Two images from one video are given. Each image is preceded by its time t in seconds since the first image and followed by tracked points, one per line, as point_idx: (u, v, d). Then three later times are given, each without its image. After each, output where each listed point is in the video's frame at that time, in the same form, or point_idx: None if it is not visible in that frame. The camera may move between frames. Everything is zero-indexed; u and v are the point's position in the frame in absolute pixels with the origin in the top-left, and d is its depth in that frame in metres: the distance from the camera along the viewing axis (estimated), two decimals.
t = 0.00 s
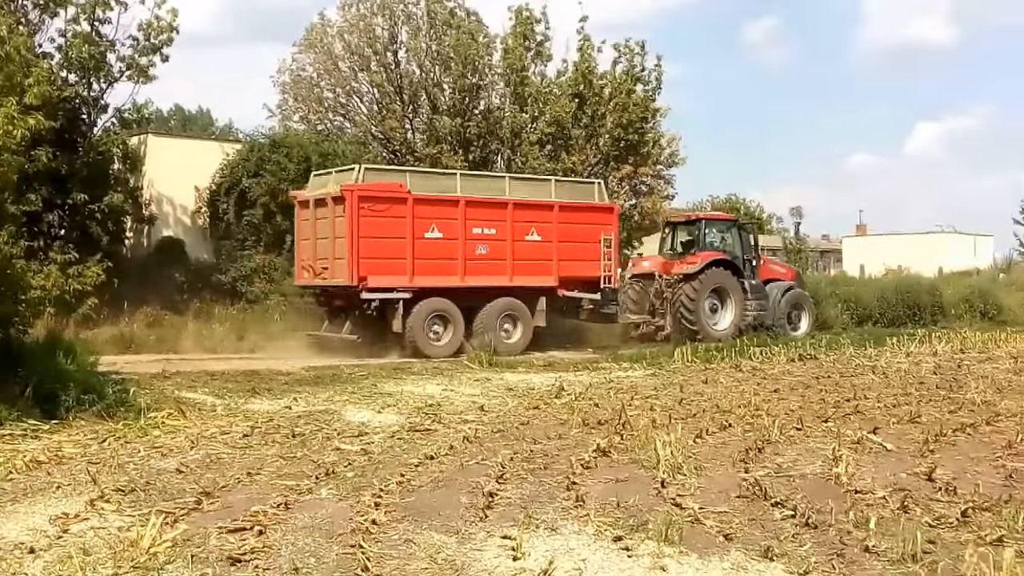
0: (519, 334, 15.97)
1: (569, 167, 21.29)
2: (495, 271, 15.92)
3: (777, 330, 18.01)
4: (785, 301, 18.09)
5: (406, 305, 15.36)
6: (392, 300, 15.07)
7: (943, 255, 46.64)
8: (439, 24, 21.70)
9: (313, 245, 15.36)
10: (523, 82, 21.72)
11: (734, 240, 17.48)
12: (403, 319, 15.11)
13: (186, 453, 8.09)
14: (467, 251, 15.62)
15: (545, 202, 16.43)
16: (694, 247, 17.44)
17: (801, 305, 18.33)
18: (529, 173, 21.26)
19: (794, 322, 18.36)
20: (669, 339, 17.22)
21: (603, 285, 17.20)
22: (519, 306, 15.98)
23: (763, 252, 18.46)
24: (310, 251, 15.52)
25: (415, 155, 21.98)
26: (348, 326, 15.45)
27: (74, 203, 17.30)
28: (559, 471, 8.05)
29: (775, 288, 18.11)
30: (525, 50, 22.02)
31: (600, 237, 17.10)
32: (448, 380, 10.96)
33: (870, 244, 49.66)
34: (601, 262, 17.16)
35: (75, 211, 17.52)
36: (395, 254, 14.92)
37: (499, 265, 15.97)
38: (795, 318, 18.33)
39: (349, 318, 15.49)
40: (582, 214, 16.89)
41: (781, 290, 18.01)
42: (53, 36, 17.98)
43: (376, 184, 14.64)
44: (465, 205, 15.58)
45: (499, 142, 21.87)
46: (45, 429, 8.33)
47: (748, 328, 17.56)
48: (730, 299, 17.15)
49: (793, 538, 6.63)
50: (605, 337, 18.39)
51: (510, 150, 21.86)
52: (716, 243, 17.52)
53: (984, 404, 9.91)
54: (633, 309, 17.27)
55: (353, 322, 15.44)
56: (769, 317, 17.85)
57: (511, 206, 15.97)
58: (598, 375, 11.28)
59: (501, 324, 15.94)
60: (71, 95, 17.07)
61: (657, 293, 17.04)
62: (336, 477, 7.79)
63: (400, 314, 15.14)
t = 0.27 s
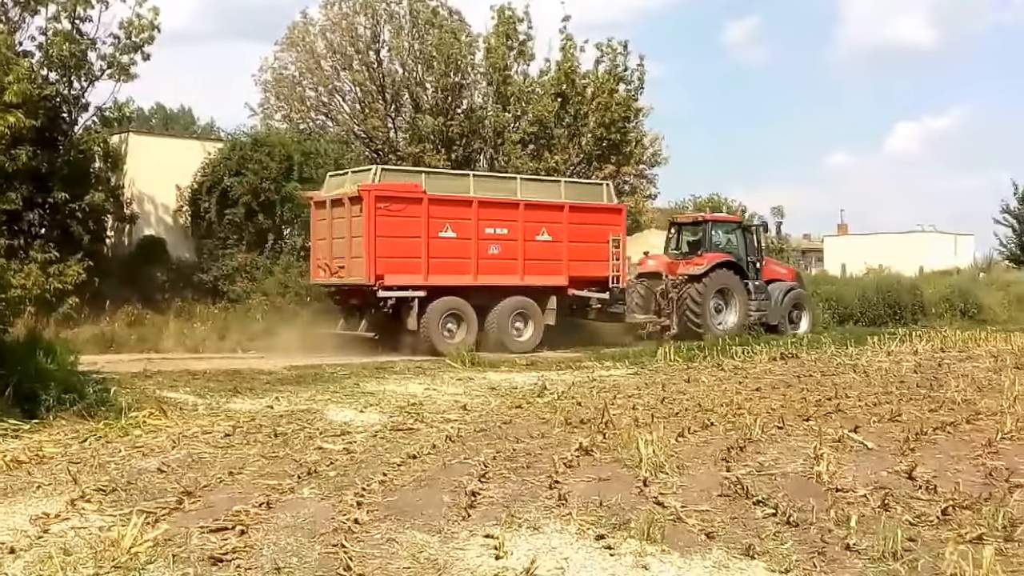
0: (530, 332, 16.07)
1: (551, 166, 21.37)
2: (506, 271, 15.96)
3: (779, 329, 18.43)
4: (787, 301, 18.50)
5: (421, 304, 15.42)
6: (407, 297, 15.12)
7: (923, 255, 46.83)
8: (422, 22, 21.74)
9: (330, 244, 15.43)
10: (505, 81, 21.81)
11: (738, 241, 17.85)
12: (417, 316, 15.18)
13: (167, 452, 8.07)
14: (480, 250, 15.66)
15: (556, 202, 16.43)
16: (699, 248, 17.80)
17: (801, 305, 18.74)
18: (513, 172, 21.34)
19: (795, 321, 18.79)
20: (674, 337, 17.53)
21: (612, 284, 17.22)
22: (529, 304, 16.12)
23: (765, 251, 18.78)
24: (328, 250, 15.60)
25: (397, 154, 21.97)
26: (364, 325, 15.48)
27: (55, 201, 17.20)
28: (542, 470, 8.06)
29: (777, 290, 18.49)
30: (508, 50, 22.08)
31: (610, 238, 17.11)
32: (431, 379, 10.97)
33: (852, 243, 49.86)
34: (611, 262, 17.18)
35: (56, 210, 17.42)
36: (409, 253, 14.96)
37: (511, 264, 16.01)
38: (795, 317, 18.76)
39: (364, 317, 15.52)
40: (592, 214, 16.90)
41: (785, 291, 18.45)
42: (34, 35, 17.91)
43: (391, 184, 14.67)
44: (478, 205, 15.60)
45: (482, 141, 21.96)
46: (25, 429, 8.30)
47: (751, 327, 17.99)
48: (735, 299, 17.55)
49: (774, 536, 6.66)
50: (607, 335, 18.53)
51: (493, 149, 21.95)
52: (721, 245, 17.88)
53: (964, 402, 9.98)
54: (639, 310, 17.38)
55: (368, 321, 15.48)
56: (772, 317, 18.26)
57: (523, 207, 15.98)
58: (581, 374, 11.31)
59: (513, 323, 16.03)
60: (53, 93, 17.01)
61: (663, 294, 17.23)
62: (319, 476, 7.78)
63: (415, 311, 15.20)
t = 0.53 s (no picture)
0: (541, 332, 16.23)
1: (536, 165, 21.60)
2: (520, 271, 16.04)
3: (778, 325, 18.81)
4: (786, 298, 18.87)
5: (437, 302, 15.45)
6: (425, 295, 15.14)
7: (907, 254, 47.01)
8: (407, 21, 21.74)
9: (347, 243, 15.44)
10: (490, 80, 21.92)
11: (739, 241, 18.15)
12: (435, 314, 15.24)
13: (151, 451, 8.05)
14: (495, 250, 15.72)
15: (568, 203, 16.49)
16: (700, 248, 18.08)
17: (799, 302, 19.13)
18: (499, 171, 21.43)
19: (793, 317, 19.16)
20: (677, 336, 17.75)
21: (621, 285, 17.31)
22: (541, 303, 16.28)
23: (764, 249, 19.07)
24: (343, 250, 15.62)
25: (383, 152, 21.94)
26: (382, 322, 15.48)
27: (38, 200, 17.10)
28: (527, 469, 8.07)
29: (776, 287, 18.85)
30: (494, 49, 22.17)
31: (619, 239, 17.19)
32: (416, 378, 10.97)
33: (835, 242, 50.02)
34: (620, 262, 17.26)
35: (39, 208, 17.33)
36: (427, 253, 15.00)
37: (524, 264, 16.08)
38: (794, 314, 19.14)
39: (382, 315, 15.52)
40: (603, 215, 16.96)
41: (786, 289, 18.87)
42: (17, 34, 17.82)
43: (410, 185, 14.72)
44: (493, 206, 15.65)
45: (466, 140, 21.86)
46: (9, 429, 8.28)
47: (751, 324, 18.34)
48: (736, 297, 17.88)
49: (758, 534, 6.68)
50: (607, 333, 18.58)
51: (478, 149, 21.92)
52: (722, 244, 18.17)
53: (947, 401, 10.03)
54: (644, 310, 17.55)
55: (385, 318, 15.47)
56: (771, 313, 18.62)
57: (536, 207, 16.03)
58: (567, 373, 11.33)
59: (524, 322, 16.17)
60: (36, 91, 16.92)
61: (666, 293, 17.45)
62: (303, 475, 7.77)
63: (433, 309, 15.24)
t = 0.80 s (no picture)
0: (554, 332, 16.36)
1: (524, 164, 21.96)
2: (535, 270, 16.22)
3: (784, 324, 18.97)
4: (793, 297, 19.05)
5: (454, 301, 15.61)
6: (444, 294, 15.30)
7: (894, 253, 47.20)
8: (395, 20, 21.68)
9: (365, 243, 15.65)
10: (478, 79, 22.15)
11: (745, 241, 18.33)
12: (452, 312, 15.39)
13: (138, 451, 8.03)
14: (511, 250, 15.91)
15: (580, 204, 16.69)
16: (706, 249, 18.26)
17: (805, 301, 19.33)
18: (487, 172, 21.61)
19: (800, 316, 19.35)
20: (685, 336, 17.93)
21: (632, 284, 17.50)
22: (557, 301, 16.45)
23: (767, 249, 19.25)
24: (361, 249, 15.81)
25: (371, 152, 21.88)
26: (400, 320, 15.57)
27: (24, 198, 17.05)
28: (515, 468, 8.08)
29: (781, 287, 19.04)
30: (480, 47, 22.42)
31: (630, 239, 17.40)
32: (404, 377, 10.97)
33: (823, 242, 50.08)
34: (632, 262, 17.46)
35: (25, 207, 17.28)
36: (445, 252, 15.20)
37: (540, 264, 16.27)
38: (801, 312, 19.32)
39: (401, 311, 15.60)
40: (614, 216, 17.16)
41: (790, 288, 19.02)
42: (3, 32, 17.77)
43: (430, 186, 14.94)
44: (509, 206, 15.86)
45: (455, 140, 21.99)
46: None
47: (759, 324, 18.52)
48: (743, 297, 18.06)
49: (745, 533, 6.70)
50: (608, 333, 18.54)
51: (466, 148, 22.06)
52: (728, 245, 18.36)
53: (933, 400, 10.08)
54: (651, 310, 17.81)
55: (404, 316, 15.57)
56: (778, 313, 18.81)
57: (551, 208, 16.24)
58: (555, 372, 11.35)
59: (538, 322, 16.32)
60: (22, 90, 16.90)
61: (674, 294, 17.69)
62: (290, 475, 7.76)
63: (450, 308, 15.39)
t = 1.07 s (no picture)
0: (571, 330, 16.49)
1: (515, 162, 22.20)
2: (551, 271, 16.27)
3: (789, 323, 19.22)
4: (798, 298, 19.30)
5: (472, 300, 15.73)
6: (463, 295, 15.43)
7: (883, 252, 47.38)
8: (386, 19, 21.77)
9: (386, 243, 15.75)
10: (469, 79, 22.37)
11: (754, 242, 18.63)
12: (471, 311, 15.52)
13: (126, 450, 8.02)
14: (528, 251, 15.95)
15: (596, 205, 16.68)
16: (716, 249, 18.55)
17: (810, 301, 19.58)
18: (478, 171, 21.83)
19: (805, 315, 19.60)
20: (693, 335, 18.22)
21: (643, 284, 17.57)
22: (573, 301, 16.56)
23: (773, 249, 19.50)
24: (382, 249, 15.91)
25: (361, 151, 21.83)
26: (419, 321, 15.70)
27: (13, 197, 16.98)
28: (506, 467, 8.08)
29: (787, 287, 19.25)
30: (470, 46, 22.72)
31: (644, 240, 17.43)
32: (395, 376, 10.96)
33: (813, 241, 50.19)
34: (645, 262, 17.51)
35: (14, 206, 17.21)
36: (463, 253, 15.25)
37: (556, 265, 16.32)
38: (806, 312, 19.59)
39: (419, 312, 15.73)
40: (629, 216, 17.16)
41: (794, 288, 19.20)
42: None
43: (449, 187, 14.97)
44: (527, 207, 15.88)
45: (445, 139, 22.09)
46: None
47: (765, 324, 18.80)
48: (752, 297, 18.36)
49: (735, 531, 6.71)
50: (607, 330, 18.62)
51: (457, 148, 22.19)
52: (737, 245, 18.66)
53: (923, 399, 10.11)
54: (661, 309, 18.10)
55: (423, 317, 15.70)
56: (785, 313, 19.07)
57: (567, 209, 16.26)
58: (546, 371, 11.35)
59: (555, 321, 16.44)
60: (10, 89, 16.86)
61: (684, 293, 18.02)
62: (280, 474, 7.75)
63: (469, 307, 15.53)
